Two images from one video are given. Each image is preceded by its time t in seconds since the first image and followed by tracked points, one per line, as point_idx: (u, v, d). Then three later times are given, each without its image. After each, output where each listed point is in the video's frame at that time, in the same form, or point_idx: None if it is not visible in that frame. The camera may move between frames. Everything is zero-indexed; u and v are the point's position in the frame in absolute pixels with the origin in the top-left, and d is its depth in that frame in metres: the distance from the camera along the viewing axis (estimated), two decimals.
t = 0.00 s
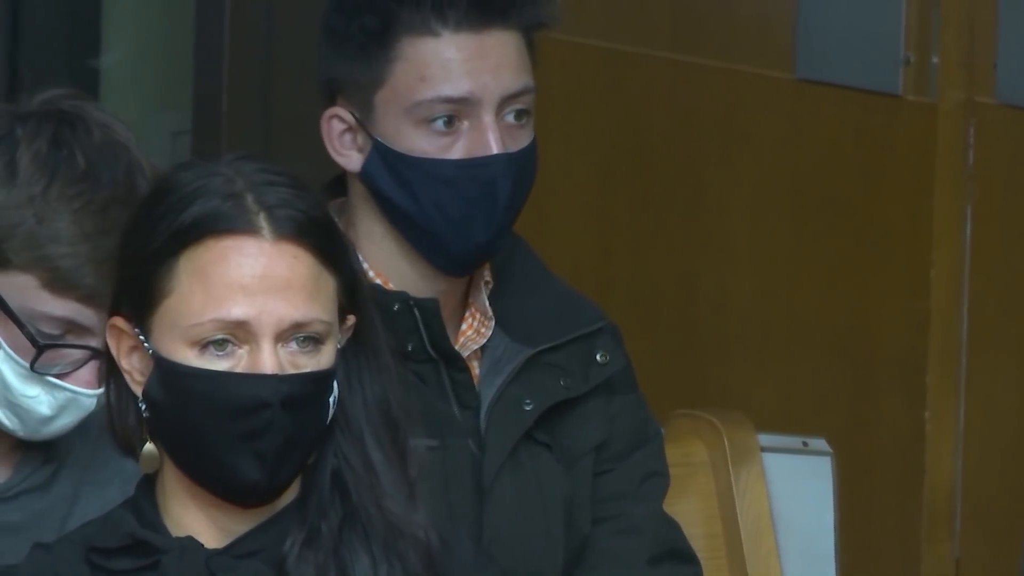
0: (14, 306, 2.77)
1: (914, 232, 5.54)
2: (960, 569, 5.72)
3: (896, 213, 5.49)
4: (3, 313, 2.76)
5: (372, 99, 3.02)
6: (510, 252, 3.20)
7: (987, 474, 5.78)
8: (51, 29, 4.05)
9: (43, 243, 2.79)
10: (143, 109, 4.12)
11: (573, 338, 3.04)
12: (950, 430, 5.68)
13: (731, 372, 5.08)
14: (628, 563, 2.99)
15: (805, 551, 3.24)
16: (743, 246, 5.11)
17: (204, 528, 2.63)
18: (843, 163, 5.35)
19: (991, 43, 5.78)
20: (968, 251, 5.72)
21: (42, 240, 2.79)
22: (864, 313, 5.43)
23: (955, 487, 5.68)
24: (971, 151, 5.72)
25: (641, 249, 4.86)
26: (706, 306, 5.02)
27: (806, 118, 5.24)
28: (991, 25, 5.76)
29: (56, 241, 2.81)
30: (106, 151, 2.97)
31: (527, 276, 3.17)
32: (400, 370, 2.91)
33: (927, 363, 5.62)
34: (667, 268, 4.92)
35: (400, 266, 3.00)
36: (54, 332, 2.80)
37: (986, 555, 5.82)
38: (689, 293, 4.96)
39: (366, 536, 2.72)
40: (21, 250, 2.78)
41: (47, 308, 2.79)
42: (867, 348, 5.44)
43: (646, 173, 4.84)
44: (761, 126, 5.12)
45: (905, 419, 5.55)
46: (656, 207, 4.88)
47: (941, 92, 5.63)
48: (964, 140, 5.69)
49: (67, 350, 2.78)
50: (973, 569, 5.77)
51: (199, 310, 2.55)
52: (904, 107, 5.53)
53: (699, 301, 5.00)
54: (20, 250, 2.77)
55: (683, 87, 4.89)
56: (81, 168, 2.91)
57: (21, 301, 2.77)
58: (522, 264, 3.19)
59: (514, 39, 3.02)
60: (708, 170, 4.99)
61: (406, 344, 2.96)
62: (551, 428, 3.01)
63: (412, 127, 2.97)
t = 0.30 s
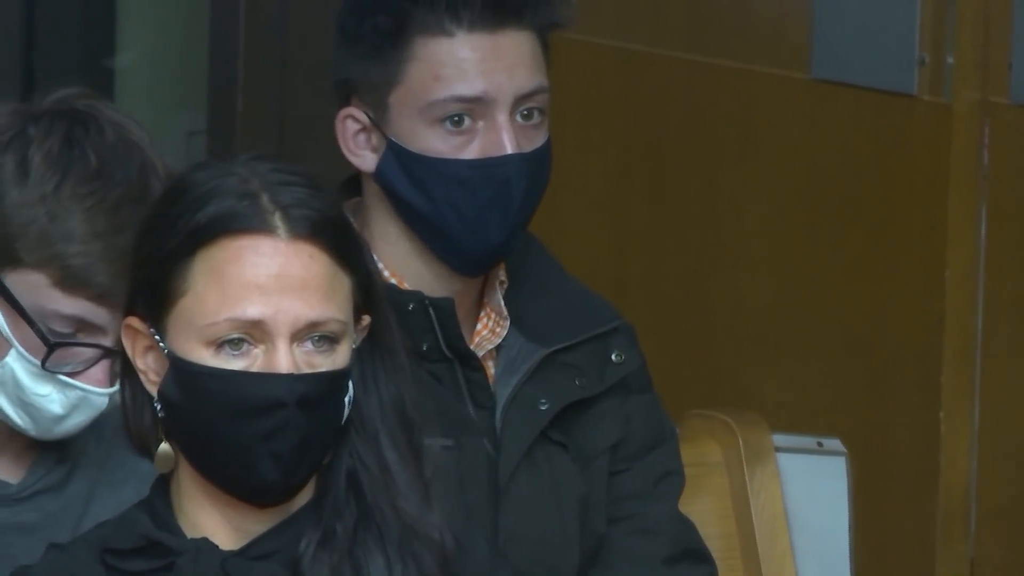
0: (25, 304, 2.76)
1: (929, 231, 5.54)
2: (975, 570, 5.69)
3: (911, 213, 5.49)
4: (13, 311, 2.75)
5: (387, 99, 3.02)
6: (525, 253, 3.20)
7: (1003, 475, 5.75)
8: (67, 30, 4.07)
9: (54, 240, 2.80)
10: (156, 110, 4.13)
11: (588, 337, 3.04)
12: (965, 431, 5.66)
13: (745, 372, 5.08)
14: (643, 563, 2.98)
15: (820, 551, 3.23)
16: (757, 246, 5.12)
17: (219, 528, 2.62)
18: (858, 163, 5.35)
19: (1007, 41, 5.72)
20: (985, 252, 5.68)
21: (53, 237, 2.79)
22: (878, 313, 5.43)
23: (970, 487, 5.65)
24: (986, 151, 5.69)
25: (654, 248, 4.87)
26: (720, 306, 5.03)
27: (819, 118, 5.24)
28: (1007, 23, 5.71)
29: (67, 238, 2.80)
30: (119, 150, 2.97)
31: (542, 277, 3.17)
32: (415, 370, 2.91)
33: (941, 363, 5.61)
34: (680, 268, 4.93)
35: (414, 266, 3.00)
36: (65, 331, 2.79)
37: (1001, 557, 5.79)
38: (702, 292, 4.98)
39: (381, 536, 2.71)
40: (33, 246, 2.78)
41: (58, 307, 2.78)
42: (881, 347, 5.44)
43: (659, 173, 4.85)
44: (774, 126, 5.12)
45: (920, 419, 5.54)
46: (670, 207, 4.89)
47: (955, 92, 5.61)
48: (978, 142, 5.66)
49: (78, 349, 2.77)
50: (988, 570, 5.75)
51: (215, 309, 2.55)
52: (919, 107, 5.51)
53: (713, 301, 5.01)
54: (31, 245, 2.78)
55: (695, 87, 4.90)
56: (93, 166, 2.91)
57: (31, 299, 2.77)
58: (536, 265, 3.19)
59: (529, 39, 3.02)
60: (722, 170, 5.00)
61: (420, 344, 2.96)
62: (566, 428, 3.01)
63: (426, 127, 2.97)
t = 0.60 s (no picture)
0: (36, 290, 2.76)
1: (941, 231, 5.53)
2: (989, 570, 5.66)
3: (924, 213, 5.48)
4: (24, 297, 2.75)
5: (400, 100, 3.03)
6: (537, 254, 3.21)
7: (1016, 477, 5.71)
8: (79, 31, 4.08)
9: (61, 225, 2.79)
10: (168, 111, 4.14)
11: (601, 337, 3.04)
12: (979, 432, 5.65)
13: (756, 372, 5.10)
14: (656, 564, 2.98)
15: (832, 551, 3.24)
16: (767, 246, 5.13)
17: (233, 529, 2.62)
18: (869, 163, 5.35)
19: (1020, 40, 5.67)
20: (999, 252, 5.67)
21: (60, 221, 2.78)
22: (890, 313, 5.44)
23: (984, 485, 5.63)
24: (1000, 150, 5.66)
25: (665, 249, 4.89)
26: (731, 306, 5.05)
27: (829, 118, 5.25)
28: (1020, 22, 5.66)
29: (75, 222, 2.79)
30: (123, 135, 2.95)
31: (555, 278, 3.17)
32: (428, 370, 2.91)
33: (954, 363, 5.61)
34: (692, 269, 4.94)
35: (427, 266, 3.01)
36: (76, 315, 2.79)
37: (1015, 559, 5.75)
38: (712, 293, 4.99)
39: (395, 536, 2.70)
40: (41, 230, 2.77)
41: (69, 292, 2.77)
42: (893, 346, 5.45)
43: (670, 174, 4.86)
44: (784, 128, 5.13)
45: (932, 420, 5.54)
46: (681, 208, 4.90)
47: (968, 91, 5.59)
48: (992, 139, 5.63)
49: (89, 332, 2.77)
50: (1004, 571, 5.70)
51: (230, 308, 2.55)
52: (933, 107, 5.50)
53: (724, 301, 5.03)
54: (39, 229, 2.77)
55: (704, 88, 4.90)
56: (98, 150, 2.90)
57: (43, 285, 2.76)
58: (549, 266, 3.19)
59: (541, 39, 3.02)
60: (732, 171, 5.01)
61: (434, 342, 2.96)
62: (579, 428, 3.02)
63: (439, 127, 2.97)
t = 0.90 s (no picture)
0: (35, 270, 2.79)
1: (962, 231, 5.50)
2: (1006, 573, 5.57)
3: (940, 213, 5.46)
4: (23, 277, 2.78)
5: (415, 101, 3.02)
6: (552, 253, 3.21)
7: None
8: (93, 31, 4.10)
9: (58, 203, 2.82)
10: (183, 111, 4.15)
11: (616, 337, 3.04)
12: (996, 438, 5.53)
13: (769, 371, 5.11)
14: (670, 562, 2.98)
15: (849, 551, 3.23)
16: (781, 246, 5.14)
17: (247, 529, 2.62)
18: (883, 163, 5.34)
19: None
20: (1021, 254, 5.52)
21: (57, 201, 2.82)
22: (905, 313, 5.42)
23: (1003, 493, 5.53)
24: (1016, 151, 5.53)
25: (674, 249, 4.91)
26: (744, 306, 5.06)
27: (842, 117, 5.24)
28: None
29: (71, 200, 2.83)
30: (119, 116, 3.00)
31: (571, 278, 3.17)
32: (443, 371, 2.91)
33: (971, 366, 5.54)
34: (702, 268, 4.96)
35: (442, 266, 3.01)
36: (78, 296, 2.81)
37: None
38: (723, 292, 5.01)
39: (409, 536, 2.70)
40: (38, 210, 2.81)
41: (68, 271, 2.79)
42: (909, 347, 5.44)
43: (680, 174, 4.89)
44: (798, 128, 5.14)
45: (953, 420, 5.50)
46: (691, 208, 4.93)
47: (984, 92, 5.50)
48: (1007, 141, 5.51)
49: (90, 311, 2.79)
50: None
51: (247, 308, 2.54)
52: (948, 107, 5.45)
53: (737, 300, 5.04)
54: (36, 209, 2.81)
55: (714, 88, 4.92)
56: (94, 130, 2.95)
57: (42, 265, 2.79)
58: (562, 266, 3.20)
59: (556, 39, 3.02)
60: (745, 171, 5.02)
61: (448, 343, 2.96)
62: (593, 428, 3.02)
63: (454, 127, 2.97)
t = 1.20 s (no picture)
0: (43, 262, 2.79)
1: (968, 230, 5.51)
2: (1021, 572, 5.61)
3: (954, 213, 5.47)
4: (31, 268, 2.79)
5: (431, 102, 3.02)
6: (567, 253, 3.20)
7: None
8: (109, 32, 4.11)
9: (65, 193, 2.84)
10: (198, 113, 4.17)
11: (632, 337, 3.04)
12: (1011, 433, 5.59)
13: (785, 373, 5.09)
14: (685, 564, 2.96)
15: (865, 552, 3.22)
16: (798, 246, 5.13)
17: (263, 529, 2.62)
18: (895, 163, 5.33)
19: None
20: None
21: (62, 191, 2.84)
22: (921, 312, 5.42)
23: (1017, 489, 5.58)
24: None
25: (694, 250, 4.87)
26: (760, 307, 5.03)
27: (855, 117, 5.22)
28: None
29: (76, 190, 2.85)
30: (123, 108, 3.02)
31: (587, 279, 3.16)
32: (458, 372, 2.91)
33: (987, 363, 5.56)
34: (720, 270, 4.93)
35: (458, 267, 3.00)
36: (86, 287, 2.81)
37: None
38: (740, 294, 4.98)
39: (424, 537, 2.70)
40: (44, 202, 2.83)
41: (76, 262, 2.80)
42: (925, 346, 5.43)
43: (698, 175, 4.85)
44: (815, 128, 5.13)
45: (962, 419, 5.51)
46: (710, 209, 4.89)
47: (999, 90, 5.56)
48: None
49: (99, 302, 2.79)
50: None
51: (260, 308, 2.55)
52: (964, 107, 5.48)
53: (755, 300, 5.02)
54: (43, 202, 2.83)
55: (731, 89, 4.89)
56: (99, 122, 2.97)
57: (50, 257, 2.80)
58: (577, 265, 3.19)
59: (572, 40, 3.02)
60: (763, 171, 5.00)
61: (464, 343, 2.96)
62: (608, 428, 3.02)
63: (470, 129, 2.97)
